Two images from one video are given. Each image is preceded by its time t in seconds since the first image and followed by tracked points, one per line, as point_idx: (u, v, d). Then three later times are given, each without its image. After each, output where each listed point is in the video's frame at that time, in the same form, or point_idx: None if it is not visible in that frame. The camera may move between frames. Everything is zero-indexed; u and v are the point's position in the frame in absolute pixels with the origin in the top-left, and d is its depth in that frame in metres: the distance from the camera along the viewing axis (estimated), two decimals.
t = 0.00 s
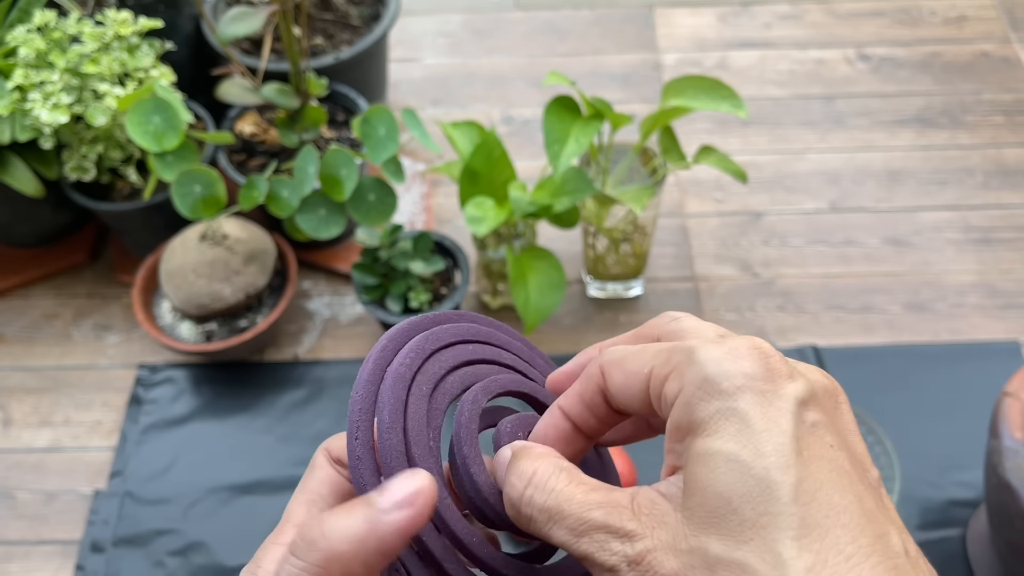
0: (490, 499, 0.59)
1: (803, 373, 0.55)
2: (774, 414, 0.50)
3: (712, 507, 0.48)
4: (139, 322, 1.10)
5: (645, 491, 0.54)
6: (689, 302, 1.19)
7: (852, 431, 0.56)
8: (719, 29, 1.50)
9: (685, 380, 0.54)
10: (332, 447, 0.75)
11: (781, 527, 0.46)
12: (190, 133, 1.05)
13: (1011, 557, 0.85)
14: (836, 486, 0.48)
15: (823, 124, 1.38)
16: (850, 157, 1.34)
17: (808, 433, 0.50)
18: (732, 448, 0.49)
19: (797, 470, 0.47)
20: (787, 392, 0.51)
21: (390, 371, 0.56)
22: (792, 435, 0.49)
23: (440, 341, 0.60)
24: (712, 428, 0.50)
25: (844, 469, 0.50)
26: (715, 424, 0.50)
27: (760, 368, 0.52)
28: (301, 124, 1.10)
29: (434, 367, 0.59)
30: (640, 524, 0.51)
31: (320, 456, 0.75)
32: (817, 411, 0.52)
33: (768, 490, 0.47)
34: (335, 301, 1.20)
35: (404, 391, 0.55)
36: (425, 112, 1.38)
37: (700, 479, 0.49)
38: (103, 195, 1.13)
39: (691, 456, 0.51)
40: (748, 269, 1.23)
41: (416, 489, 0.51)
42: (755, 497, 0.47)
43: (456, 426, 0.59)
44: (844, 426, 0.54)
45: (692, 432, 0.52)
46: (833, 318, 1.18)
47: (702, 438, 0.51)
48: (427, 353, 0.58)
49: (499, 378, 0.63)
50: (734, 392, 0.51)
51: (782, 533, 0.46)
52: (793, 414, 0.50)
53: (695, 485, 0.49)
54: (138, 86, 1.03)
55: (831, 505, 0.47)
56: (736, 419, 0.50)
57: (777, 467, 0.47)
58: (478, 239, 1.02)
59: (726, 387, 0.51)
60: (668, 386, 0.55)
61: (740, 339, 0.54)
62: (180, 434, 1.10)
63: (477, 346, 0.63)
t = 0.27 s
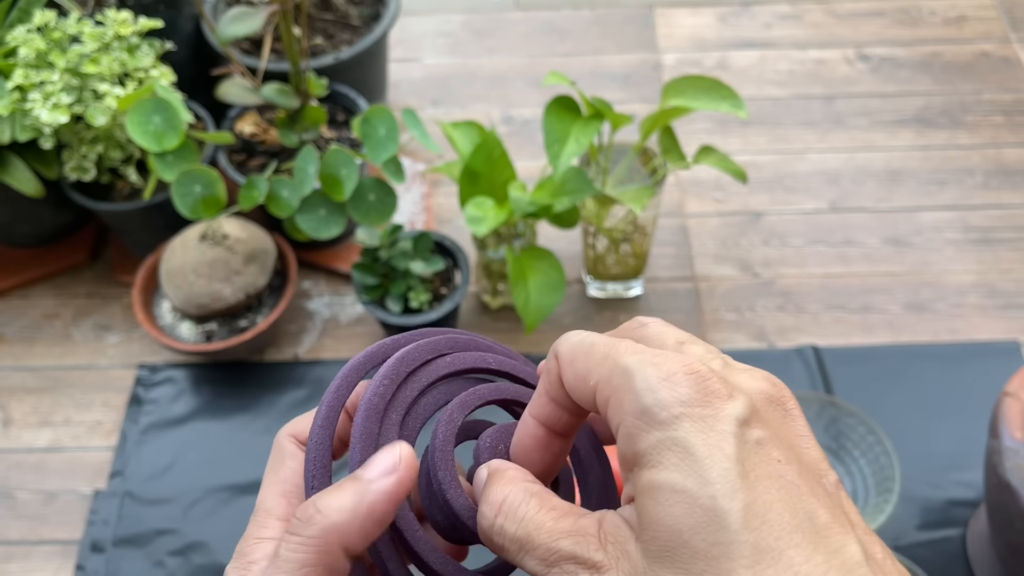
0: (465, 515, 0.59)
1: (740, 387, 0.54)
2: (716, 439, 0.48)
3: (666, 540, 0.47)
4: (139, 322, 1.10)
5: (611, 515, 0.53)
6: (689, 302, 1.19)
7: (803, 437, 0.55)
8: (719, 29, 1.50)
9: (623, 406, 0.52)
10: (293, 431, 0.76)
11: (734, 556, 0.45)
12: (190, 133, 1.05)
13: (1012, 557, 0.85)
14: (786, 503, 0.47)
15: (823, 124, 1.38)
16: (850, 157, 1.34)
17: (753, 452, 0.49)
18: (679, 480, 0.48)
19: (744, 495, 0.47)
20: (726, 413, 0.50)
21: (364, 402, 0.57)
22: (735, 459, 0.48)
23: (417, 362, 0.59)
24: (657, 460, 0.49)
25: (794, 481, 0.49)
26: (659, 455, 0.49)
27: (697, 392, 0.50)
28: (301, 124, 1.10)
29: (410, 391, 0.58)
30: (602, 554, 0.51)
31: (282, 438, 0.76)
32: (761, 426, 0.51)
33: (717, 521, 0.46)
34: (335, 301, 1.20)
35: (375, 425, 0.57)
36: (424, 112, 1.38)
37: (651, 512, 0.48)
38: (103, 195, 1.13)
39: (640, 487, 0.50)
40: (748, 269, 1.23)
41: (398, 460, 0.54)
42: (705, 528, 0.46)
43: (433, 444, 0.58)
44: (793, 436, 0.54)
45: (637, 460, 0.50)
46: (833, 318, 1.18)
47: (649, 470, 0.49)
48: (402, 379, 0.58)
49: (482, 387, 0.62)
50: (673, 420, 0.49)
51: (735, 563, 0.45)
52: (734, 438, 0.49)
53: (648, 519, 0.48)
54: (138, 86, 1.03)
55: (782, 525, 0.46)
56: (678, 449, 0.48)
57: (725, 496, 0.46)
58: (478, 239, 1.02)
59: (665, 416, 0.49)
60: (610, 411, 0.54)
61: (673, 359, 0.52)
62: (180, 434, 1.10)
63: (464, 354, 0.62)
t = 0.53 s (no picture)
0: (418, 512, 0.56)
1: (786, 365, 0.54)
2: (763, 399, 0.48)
3: (693, 484, 0.47)
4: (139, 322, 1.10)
5: (616, 470, 0.50)
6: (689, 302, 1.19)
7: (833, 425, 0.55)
8: (719, 29, 1.50)
9: (675, 351, 0.51)
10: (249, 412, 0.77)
11: (762, 509, 0.45)
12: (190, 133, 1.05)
13: (1012, 557, 0.85)
14: (818, 477, 0.48)
15: (823, 124, 1.38)
16: (850, 157, 1.34)
17: (800, 422, 0.49)
18: (718, 431, 0.47)
19: (783, 456, 0.47)
20: (780, 381, 0.50)
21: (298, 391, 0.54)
22: (778, 422, 0.48)
23: (374, 344, 0.54)
24: (701, 407, 0.48)
25: (823, 453, 0.49)
26: (703, 402, 0.48)
27: (754, 352, 0.50)
28: (301, 124, 1.10)
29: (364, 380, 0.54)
30: (608, 499, 0.48)
31: (241, 421, 0.76)
32: (807, 403, 0.51)
33: (750, 473, 0.46)
34: (335, 301, 1.19)
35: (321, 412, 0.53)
36: (424, 111, 1.38)
37: (681, 455, 0.48)
38: (103, 195, 1.13)
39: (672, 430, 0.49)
40: (749, 269, 1.23)
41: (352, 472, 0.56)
42: (737, 480, 0.46)
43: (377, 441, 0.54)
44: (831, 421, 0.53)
45: (676, 403, 0.50)
46: (833, 318, 1.18)
47: (689, 416, 0.49)
48: (357, 361, 0.54)
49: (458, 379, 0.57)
50: (731, 370, 0.49)
51: (762, 515, 0.45)
52: (783, 404, 0.49)
53: (676, 462, 0.48)
54: (138, 86, 1.03)
55: (809, 494, 0.47)
56: (723, 399, 0.48)
57: (764, 451, 0.47)
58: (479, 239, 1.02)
59: (721, 365, 0.49)
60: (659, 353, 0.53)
61: (736, 319, 0.52)
62: (180, 434, 1.10)
63: (424, 339, 0.55)
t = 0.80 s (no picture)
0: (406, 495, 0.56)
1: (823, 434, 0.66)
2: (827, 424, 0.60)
3: (778, 456, 0.56)
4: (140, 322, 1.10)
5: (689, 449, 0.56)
6: (689, 303, 1.20)
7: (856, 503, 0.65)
8: (718, 29, 1.50)
9: (750, 381, 0.64)
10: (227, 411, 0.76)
11: (842, 484, 0.55)
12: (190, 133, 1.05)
13: (1010, 557, 0.86)
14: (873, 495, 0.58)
15: (822, 124, 1.38)
16: (850, 157, 1.34)
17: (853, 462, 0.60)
18: (797, 426, 0.58)
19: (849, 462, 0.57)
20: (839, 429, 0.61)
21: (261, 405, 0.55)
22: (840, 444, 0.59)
23: (311, 342, 0.56)
24: (774, 411, 0.60)
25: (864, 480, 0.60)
26: (777, 408, 0.60)
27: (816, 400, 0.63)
28: (301, 124, 1.10)
29: (318, 373, 0.56)
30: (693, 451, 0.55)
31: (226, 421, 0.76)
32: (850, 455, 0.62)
33: (822, 459, 0.56)
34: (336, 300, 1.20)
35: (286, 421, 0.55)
36: (424, 112, 1.38)
37: (763, 438, 0.57)
38: (103, 195, 1.13)
39: (749, 429, 0.59)
40: (748, 269, 1.23)
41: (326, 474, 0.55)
42: (813, 463, 0.55)
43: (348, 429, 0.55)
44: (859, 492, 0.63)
45: (753, 413, 0.60)
46: (832, 318, 1.18)
47: (763, 416, 0.60)
48: (298, 365, 0.56)
49: (416, 346, 0.58)
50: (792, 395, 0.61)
51: (844, 490, 0.54)
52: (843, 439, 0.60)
53: (759, 441, 0.57)
54: (138, 87, 1.03)
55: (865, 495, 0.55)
56: (797, 414, 0.59)
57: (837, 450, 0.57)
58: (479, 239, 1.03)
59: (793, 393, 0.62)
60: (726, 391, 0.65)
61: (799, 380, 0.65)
62: (180, 434, 1.10)
63: (362, 322, 0.58)
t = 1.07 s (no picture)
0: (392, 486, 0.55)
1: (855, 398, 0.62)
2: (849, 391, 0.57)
3: (795, 425, 0.53)
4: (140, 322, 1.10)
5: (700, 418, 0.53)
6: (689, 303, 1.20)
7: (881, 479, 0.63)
8: (718, 29, 1.50)
9: (782, 343, 0.61)
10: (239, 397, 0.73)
11: (863, 458, 0.52)
12: (190, 133, 1.05)
13: (1010, 556, 0.86)
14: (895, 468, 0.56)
15: (822, 124, 1.38)
16: (850, 157, 1.35)
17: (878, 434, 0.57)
18: (820, 395, 0.56)
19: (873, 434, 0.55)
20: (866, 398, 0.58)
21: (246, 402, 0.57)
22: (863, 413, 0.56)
23: (292, 334, 0.57)
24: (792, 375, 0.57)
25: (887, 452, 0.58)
26: (795, 372, 0.58)
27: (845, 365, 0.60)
28: (302, 124, 1.10)
29: (304, 366, 0.58)
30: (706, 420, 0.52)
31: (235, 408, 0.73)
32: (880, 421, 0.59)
33: (836, 431, 0.53)
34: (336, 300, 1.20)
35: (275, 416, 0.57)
36: (424, 112, 1.38)
37: (781, 407, 0.55)
38: (104, 195, 1.13)
39: (773, 395, 0.56)
40: (748, 269, 1.23)
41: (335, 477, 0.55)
42: (828, 433, 0.53)
43: (332, 421, 0.56)
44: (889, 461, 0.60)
45: (777, 381, 0.58)
46: (832, 318, 1.18)
47: (781, 380, 0.57)
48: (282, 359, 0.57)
49: (398, 334, 0.58)
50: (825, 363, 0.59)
51: (864, 464, 0.52)
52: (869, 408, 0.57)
53: (774, 410, 0.55)
54: (139, 87, 1.03)
55: (883, 466, 0.53)
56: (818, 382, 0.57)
57: (860, 421, 0.55)
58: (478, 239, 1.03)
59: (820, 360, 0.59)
60: (756, 347, 0.62)
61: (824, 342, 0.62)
62: (180, 434, 1.10)
63: (342, 313, 0.58)
